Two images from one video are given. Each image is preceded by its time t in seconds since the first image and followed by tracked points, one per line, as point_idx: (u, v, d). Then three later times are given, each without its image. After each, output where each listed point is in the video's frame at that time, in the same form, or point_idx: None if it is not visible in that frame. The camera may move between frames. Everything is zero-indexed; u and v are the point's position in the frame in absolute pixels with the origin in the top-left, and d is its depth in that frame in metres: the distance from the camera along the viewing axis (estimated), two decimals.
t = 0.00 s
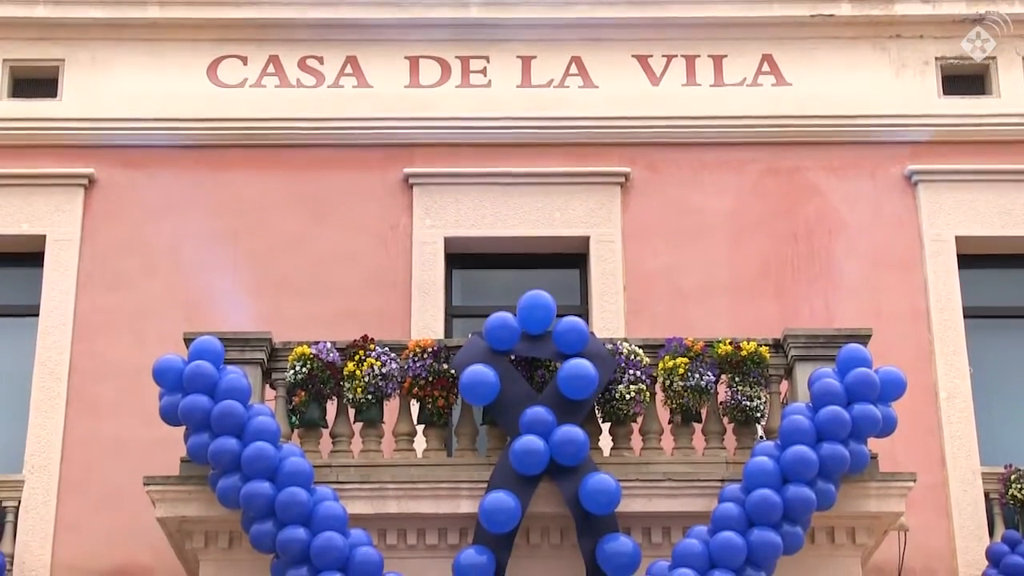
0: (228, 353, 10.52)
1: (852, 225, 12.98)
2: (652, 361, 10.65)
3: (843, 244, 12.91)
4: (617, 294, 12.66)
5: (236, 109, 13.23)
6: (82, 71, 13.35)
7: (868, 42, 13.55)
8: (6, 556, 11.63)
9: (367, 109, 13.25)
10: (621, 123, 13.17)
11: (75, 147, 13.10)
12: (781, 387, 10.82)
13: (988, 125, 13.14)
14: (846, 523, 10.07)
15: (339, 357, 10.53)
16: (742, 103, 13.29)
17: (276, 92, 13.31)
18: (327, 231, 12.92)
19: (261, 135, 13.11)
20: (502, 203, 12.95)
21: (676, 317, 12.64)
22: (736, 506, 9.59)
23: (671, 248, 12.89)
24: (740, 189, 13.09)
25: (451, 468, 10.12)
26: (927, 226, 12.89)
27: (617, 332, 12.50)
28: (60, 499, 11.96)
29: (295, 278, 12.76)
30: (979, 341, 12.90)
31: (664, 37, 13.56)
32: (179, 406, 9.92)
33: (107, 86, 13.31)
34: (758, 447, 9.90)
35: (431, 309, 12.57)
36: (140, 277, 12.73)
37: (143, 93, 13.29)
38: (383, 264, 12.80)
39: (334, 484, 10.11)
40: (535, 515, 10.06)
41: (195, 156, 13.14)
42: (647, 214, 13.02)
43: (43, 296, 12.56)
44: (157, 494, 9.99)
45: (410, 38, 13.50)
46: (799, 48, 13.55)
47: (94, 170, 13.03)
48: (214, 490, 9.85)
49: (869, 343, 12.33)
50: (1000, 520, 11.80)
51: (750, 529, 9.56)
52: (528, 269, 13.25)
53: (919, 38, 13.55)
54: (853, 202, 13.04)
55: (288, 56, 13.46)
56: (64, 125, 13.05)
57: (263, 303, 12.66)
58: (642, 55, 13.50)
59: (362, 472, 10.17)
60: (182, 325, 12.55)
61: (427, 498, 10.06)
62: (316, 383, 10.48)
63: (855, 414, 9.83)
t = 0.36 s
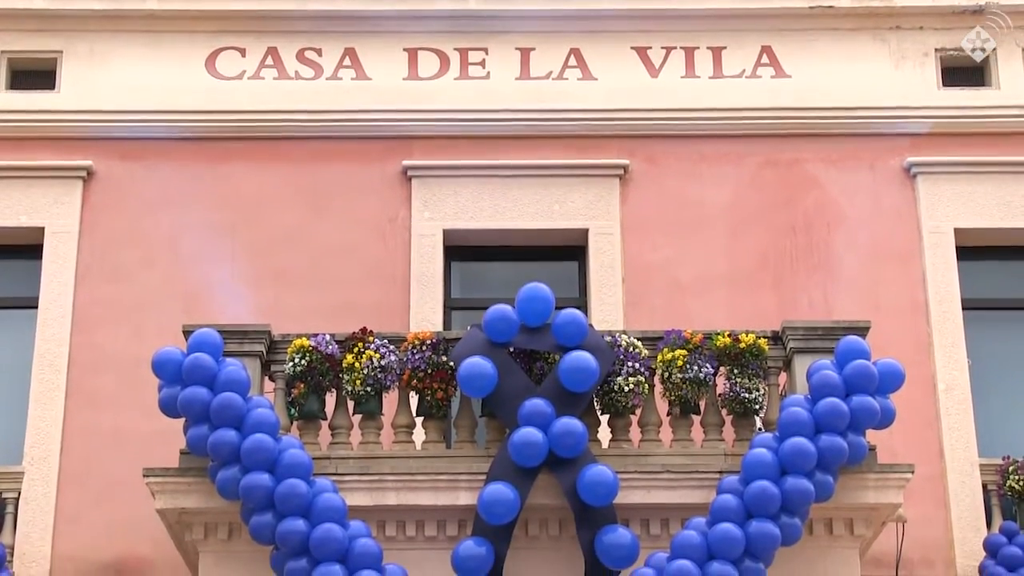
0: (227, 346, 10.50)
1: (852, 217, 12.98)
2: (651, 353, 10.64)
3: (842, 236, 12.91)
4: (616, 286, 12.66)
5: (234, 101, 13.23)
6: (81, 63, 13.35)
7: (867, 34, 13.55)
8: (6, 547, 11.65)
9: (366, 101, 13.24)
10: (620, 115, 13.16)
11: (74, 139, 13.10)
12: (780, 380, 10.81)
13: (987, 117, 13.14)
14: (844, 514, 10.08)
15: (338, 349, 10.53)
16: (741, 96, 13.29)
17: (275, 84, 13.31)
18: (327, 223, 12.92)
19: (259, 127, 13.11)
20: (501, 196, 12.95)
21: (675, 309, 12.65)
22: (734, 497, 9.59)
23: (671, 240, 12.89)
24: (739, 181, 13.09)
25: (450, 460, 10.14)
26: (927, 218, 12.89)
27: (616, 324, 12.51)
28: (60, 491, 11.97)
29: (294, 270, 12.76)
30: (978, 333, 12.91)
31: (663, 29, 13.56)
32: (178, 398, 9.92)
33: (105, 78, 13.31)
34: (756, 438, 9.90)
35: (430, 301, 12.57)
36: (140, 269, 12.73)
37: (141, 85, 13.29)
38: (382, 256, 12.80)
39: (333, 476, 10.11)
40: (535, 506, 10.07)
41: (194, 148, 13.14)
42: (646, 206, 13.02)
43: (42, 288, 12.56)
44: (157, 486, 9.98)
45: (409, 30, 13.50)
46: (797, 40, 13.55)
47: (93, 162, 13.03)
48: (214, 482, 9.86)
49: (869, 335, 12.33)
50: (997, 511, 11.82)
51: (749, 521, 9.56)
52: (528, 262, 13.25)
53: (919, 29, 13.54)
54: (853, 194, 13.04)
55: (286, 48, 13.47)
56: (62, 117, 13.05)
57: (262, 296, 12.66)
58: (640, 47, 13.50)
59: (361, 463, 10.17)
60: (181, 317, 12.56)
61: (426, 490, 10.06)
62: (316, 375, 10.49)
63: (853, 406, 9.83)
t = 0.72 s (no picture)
0: (226, 332, 10.50)
1: (851, 202, 12.98)
2: (650, 339, 10.63)
3: (841, 222, 12.92)
4: (614, 272, 12.67)
5: (232, 87, 13.22)
6: (79, 48, 13.34)
7: (866, 19, 13.54)
8: (6, 532, 11.69)
9: (365, 86, 13.23)
10: (619, 100, 13.15)
11: (72, 124, 13.09)
12: (778, 365, 10.81)
13: (986, 102, 13.14)
14: (842, 499, 10.09)
15: (337, 335, 10.52)
16: (740, 81, 13.28)
17: (274, 69, 13.30)
18: (326, 208, 12.92)
19: (258, 113, 13.10)
20: (500, 181, 12.95)
21: (675, 295, 12.66)
22: (733, 483, 9.60)
23: (669, 226, 12.90)
24: (739, 167, 13.09)
25: (450, 446, 10.16)
26: (926, 203, 12.89)
27: (615, 310, 12.53)
28: (60, 476, 11.99)
29: (294, 256, 12.76)
30: (977, 319, 12.93)
31: (662, 14, 13.54)
32: (177, 384, 9.92)
33: (104, 63, 13.30)
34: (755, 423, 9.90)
35: (429, 287, 12.58)
36: (139, 254, 12.73)
37: (140, 70, 13.28)
38: (381, 242, 12.80)
39: (332, 461, 10.11)
40: (533, 492, 10.07)
41: (192, 134, 13.14)
42: (645, 192, 13.02)
43: (42, 273, 12.57)
44: (157, 471, 10.00)
45: (407, 15, 13.48)
46: (797, 25, 13.53)
47: (92, 148, 13.02)
48: (213, 467, 9.87)
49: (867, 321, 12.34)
50: (994, 496, 11.84)
51: (748, 506, 9.58)
52: (527, 247, 13.26)
53: (918, 14, 13.53)
54: (852, 180, 13.04)
55: (285, 33, 13.45)
56: (61, 102, 13.04)
57: (262, 281, 12.67)
58: (639, 32, 13.48)
59: (360, 449, 10.17)
60: (180, 302, 12.57)
61: (426, 475, 10.07)
62: (315, 360, 10.50)
63: (852, 391, 9.84)
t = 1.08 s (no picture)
0: (225, 315, 10.46)
1: (850, 185, 12.97)
2: (649, 322, 10.62)
3: (840, 204, 12.91)
4: (614, 255, 12.67)
5: (231, 69, 13.20)
6: (77, 30, 13.32)
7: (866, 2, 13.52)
8: (6, 514, 11.69)
9: (364, 69, 13.21)
10: (618, 83, 13.14)
11: (71, 106, 13.08)
12: (776, 347, 10.82)
13: (986, 85, 13.12)
14: (841, 482, 10.10)
15: (336, 318, 10.51)
16: (739, 63, 13.26)
17: (273, 51, 13.28)
18: (325, 191, 12.91)
19: (257, 95, 13.09)
20: (500, 164, 12.94)
21: (674, 277, 12.65)
22: (732, 465, 9.60)
23: (669, 209, 12.89)
24: (738, 149, 13.08)
25: (449, 429, 10.17)
26: (925, 186, 12.88)
27: (614, 293, 12.53)
28: (60, 458, 12.00)
29: (293, 239, 12.75)
30: (976, 301, 12.93)
31: None
32: (177, 366, 9.92)
33: (102, 46, 13.28)
34: (755, 406, 9.91)
35: (428, 269, 12.57)
36: (138, 237, 12.73)
37: (138, 52, 13.26)
38: (380, 224, 12.79)
39: (331, 444, 10.10)
40: (532, 474, 10.07)
41: (191, 116, 13.12)
42: (644, 174, 13.01)
43: (41, 256, 12.56)
44: (156, 453, 10.00)
45: None
46: (796, 8, 13.51)
47: (90, 130, 13.01)
48: (213, 449, 9.87)
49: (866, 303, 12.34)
50: (993, 478, 11.85)
51: (746, 488, 9.59)
52: (527, 230, 13.25)
53: None
54: (852, 162, 13.03)
55: (284, 16, 13.43)
56: (59, 85, 13.02)
57: (261, 264, 12.66)
58: (638, 15, 13.47)
59: (360, 432, 10.17)
60: (179, 285, 12.56)
61: (425, 458, 10.08)
62: (314, 343, 10.49)
63: (850, 374, 9.84)
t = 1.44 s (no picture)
0: (225, 298, 10.48)
1: (849, 168, 12.97)
2: (648, 305, 10.62)
3: (839, 187, 12.90)
4: (613, 238, 12.67)
5: (230, 52, 13.18)
6: (76, 13, 13.30)
7: None
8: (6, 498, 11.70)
9: (362, 52, 13.19)
10: (618, 67, 13.12)
11: (69, 90, 13.06)
12: (775, 330, 10.81)
13: (985, 68, 13.11)
14: (839, 465, 10.11)
15: (334, 301, 10.50)
16: (739, 46, 13.25)
17: (271, 35, 13.26)
18: (324, 174, 12.90)
19: (256, 78, 13.08)
20: (499, 147, 12.93)
21: (673, 261, 12.65)
22: (731, 448, 9.61)
23: (668, 192, 12.88)
24: (737, 133, 13.07)
25: (447, 412, 10.18)
26: (924, 169, 12.87)
27: (613, 276, 12.53)
28: (59, 442, 12.01)
29: (292, 222, 12.75)
30: (975, 285, 12.94)
31: None
32: (176, 350, 9.92)
33: (101, 29, 13.26)
34: (754, 389, 9.92)
35: (427, 253, 12.57)
36: (137, 221, 12.72)
37: (137, 35, 13.24)
38: (379, 208, 12.78)
39: (331, 427, 10.10)
40: (531, 458, 10.08)
41: (189, 100, 13.11)
42: (643, 158, 13.00)
43: (40, 240, 12.56)
44: (155, 436, 10.01)
45: None
46: None
47: (89, 114, 13.00)
48: (212, 433, 9.87)
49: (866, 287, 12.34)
50: (991, 461, 11.86)
51: (745, 471, 9.60)
52: (526, 214, 13.24)
53: None
54: (851, 146, 13.03)
55: None
56: (58, 68, 13.00)
57: (260, 248, 12.65)
58: None
59: (359, 415, 10.18)
60: (178, 269, 12.56)
61: (424, 442, 10.07)
62: (314, 326, 10.49)
63: (849, 357, 9.84)
